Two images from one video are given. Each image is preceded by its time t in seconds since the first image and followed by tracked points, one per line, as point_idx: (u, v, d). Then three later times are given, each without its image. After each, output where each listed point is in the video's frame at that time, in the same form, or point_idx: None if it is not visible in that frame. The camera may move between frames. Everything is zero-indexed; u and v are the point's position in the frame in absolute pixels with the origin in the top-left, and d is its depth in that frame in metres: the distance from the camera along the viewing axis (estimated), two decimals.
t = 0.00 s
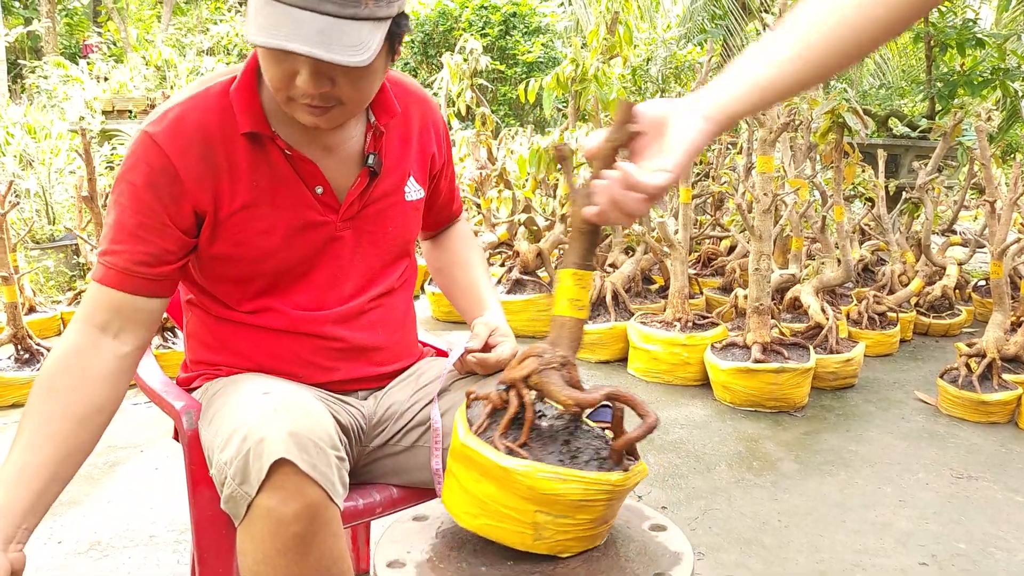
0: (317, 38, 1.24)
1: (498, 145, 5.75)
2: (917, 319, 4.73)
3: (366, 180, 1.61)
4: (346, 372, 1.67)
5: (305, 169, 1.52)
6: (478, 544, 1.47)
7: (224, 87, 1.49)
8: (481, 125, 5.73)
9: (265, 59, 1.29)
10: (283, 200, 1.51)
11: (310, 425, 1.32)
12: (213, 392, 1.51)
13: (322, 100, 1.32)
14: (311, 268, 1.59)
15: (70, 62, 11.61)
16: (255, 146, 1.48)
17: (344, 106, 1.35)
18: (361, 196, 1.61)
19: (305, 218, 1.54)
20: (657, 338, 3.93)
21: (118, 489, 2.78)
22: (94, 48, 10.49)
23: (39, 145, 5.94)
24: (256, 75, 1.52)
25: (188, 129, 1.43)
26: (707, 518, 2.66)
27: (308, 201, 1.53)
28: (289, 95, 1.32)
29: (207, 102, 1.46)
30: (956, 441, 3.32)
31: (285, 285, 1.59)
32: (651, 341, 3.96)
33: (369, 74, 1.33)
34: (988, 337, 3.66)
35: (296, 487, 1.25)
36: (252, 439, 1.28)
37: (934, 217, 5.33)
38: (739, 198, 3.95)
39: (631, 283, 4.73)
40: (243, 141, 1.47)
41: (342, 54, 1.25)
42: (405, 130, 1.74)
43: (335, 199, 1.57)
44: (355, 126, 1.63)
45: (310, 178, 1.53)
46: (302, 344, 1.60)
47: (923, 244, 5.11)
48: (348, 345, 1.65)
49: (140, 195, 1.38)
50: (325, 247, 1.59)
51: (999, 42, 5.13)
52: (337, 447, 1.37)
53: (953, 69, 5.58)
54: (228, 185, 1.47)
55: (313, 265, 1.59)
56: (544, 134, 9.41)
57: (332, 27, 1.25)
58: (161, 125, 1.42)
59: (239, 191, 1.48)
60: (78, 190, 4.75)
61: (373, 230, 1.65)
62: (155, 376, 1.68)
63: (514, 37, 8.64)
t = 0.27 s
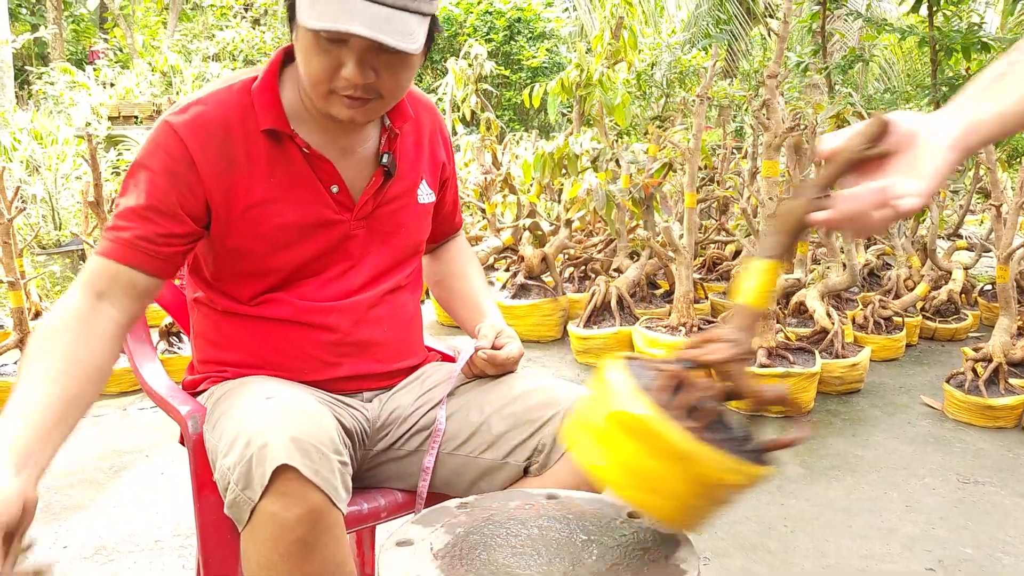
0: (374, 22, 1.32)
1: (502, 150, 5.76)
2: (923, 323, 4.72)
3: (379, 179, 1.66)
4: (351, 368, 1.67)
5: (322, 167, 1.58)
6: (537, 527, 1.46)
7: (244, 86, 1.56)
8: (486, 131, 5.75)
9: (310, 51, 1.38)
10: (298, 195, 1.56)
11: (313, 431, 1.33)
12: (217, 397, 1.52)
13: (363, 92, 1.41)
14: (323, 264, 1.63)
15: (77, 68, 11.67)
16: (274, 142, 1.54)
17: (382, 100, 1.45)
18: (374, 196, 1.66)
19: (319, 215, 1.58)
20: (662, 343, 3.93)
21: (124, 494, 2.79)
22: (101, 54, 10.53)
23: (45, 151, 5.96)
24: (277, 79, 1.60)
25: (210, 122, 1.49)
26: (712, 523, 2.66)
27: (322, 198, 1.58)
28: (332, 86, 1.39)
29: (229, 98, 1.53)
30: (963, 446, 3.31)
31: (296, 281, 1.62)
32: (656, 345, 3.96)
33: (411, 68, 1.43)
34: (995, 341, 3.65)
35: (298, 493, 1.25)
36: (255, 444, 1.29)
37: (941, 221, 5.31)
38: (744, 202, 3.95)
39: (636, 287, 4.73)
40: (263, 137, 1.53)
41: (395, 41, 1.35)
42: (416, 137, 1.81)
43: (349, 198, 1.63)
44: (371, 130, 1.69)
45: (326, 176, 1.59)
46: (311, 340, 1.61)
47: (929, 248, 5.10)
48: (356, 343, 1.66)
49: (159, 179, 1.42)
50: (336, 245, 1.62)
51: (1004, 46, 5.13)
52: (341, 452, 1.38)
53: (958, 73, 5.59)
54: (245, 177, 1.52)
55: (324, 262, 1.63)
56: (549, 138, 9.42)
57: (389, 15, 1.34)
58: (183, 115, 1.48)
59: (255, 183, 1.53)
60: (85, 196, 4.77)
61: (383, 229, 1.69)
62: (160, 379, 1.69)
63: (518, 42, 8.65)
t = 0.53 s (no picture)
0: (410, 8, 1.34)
1: (510, 158, 5.77)
2: (933, 332, 4.69)
3: (393, 184, 1.69)
4: (361, 379, 1.67)
5: (338, 163, 1.61)
6: (532, 542, 1.44)
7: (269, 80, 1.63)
8: (493, 139, 5.75)
9: (340, 44, 1.41)
10: (310, 187, 1.59)
11: (322, 441, 1.33)
12: (225, 408, 1.50)
13: (389, 86, 1.43)
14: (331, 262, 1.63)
15: (86, 77, 11.75)
16: (293, 133, 1.58)
17: (407, 93, 1.48)
18: (385, 200, 1.68)
19: (330, 210, 1.60)
20: (670, 352, 3.92)
21: (133, 503, 2.80)
22: (110, 63, 10.60)
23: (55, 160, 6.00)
24: (300, 75, 1.65)
25: (233, 104, 1.55)
26: (722, 533, 2.64)
27: (334, 192, 1.60)
28: (360, 78, 1.42)
29: (256, 88, 1.60)
30: (975, 456, 3.28)
31: (301, 279, 1.61)
32: (665, 354, 3.95)
33: (436, 62, 1.46)
34: (1007, 350, 3.62)
35: (308, 504, 1.25)
36: (264, 454, 1.29)
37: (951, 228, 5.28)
38: (752, 211, 3.94)
39: (644, 295, 4.72)
40: (282, 127, 1.57)
41: (435, 28, 1.38)
42: (430, 147, 1.83)
43: (361, 198, 1.64)
44: (385, 137, 1.72)
45: (341, 173, 1.61)
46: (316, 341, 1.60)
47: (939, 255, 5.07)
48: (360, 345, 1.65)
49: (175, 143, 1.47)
50: (344, 243, 1.63)
51: (1013, 53, 5.12)
52: (350, 462, 1.38)
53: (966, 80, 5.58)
54: (259, 159, 1.55)
55: (331, 261, 1.63)
56: (556, 146, 9.42)
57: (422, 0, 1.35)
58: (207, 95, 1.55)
59: (269, 167, 1.55)
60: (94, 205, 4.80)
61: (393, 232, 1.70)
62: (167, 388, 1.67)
63: (526, 50, 8.65)
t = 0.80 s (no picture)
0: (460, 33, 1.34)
1: (518, 174, 5.76)
2: (948, 348, 4.63)
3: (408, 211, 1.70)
4: (375, 403, 1.69)
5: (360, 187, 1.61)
6: None
7: (288, 100, 1.61)
8: (501, 154, 5.75)
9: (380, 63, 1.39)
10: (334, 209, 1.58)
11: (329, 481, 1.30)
12: (230, 442, 1.48)
13: (428, 104, 1.43)
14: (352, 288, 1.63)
15: (97, 93, 11.84)
16: (317, 151, 1.58)
17: (438, 111, 1.48)
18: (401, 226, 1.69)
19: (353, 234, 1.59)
20: (681, 371, 3.88)
21: (138, 529, 2.77)
22: (120, 80, 10.68)
23: (63, 178, 6.03)
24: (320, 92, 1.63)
25: (262, 117, 1.52)
26: (736, 560, 2.59)
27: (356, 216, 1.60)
28: (400, 99, 1.41)
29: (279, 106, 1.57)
30: (994, 477, 3.22)
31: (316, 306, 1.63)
32: (675, 373, 3.91)
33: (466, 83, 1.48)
34: None
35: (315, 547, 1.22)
36: (270, 495, 1.26)
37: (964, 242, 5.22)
38: (763, 227, 3.90)
39: (653, 312, 4.68)
40: (305, 146, 1.56)
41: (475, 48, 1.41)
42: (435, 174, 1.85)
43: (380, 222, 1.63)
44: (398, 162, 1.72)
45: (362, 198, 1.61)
46: (333, 367, 1.63)
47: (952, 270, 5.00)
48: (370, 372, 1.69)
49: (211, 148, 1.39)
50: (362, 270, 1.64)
51: None
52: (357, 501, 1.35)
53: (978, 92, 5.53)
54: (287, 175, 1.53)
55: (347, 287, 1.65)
56: (563, 160, 9.41)
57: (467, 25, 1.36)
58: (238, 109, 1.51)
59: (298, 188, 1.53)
60: (102, 224, 4.81)
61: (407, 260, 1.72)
62: (170, 420, 1.65)
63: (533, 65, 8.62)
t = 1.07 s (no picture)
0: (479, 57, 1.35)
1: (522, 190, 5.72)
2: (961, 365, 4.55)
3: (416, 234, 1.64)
4: (379, 436, 1.62)
5: (369, 214, 1.54)
6: None
7: (291, 132, 1.50)
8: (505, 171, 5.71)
9: (393, 93, 1.34)
10: (346, 240, 1.49)
11: (329, 533, 1.25)
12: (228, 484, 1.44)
13: (442, 130, 1.39)
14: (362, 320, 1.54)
15: (102, 108, 11.87)
16: (326, 183, 1.48)
17: (450, 136, 1.44)
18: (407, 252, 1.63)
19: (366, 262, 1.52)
20: (690, 392, 3.82)
21: (138, 561, 2.72)
22: (125, 95, 10.70)
23: (66, 197, 6.02)
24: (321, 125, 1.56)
25: (271, 148, 1.40)
26: None
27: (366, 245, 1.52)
28: (416, 125, 1.38)
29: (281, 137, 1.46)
30: (1012, 502, 3.14)
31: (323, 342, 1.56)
32: (684, 394, 3.85)
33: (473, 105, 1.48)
34: None
35: None
36: (266, 550, 1.21)
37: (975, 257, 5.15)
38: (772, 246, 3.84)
39: (661, 330, 4.63)
40: (313, 177, 1.45)
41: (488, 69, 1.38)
42: (435, 200, 1.79)
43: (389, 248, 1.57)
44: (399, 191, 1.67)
45: (372, 225, 1.54)
46: (338, 402, 1.57)
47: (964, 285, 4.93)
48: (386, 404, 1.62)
49: (237, 188, 1.24)
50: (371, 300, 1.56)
51: None
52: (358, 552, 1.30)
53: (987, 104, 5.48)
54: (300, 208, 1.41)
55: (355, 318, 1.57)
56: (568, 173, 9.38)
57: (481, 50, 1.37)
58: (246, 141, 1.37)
59: (309, 221, 1.43)
60: (105, 244, 4.78)
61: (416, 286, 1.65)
62: (164, 460, 1.59)
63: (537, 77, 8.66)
